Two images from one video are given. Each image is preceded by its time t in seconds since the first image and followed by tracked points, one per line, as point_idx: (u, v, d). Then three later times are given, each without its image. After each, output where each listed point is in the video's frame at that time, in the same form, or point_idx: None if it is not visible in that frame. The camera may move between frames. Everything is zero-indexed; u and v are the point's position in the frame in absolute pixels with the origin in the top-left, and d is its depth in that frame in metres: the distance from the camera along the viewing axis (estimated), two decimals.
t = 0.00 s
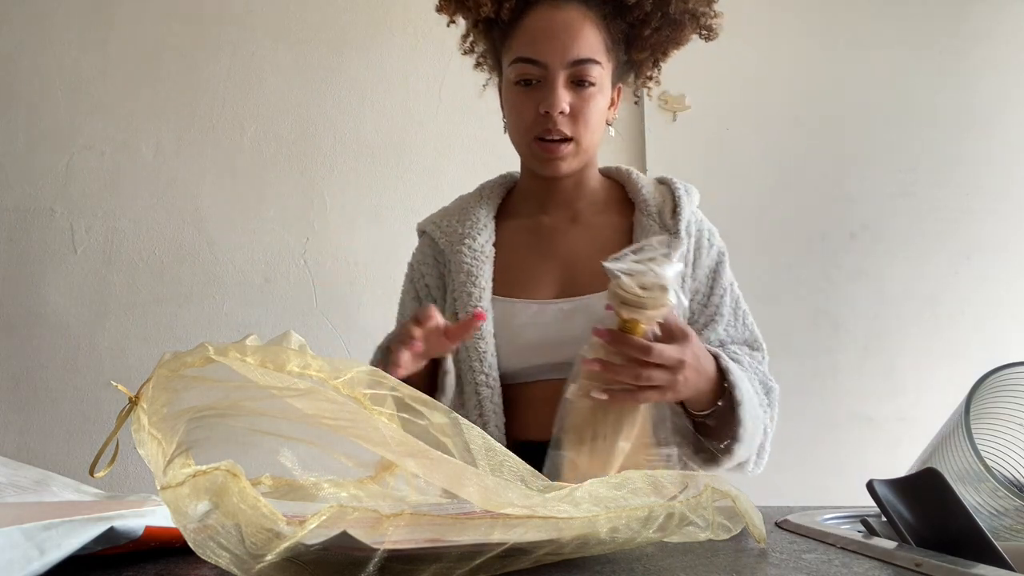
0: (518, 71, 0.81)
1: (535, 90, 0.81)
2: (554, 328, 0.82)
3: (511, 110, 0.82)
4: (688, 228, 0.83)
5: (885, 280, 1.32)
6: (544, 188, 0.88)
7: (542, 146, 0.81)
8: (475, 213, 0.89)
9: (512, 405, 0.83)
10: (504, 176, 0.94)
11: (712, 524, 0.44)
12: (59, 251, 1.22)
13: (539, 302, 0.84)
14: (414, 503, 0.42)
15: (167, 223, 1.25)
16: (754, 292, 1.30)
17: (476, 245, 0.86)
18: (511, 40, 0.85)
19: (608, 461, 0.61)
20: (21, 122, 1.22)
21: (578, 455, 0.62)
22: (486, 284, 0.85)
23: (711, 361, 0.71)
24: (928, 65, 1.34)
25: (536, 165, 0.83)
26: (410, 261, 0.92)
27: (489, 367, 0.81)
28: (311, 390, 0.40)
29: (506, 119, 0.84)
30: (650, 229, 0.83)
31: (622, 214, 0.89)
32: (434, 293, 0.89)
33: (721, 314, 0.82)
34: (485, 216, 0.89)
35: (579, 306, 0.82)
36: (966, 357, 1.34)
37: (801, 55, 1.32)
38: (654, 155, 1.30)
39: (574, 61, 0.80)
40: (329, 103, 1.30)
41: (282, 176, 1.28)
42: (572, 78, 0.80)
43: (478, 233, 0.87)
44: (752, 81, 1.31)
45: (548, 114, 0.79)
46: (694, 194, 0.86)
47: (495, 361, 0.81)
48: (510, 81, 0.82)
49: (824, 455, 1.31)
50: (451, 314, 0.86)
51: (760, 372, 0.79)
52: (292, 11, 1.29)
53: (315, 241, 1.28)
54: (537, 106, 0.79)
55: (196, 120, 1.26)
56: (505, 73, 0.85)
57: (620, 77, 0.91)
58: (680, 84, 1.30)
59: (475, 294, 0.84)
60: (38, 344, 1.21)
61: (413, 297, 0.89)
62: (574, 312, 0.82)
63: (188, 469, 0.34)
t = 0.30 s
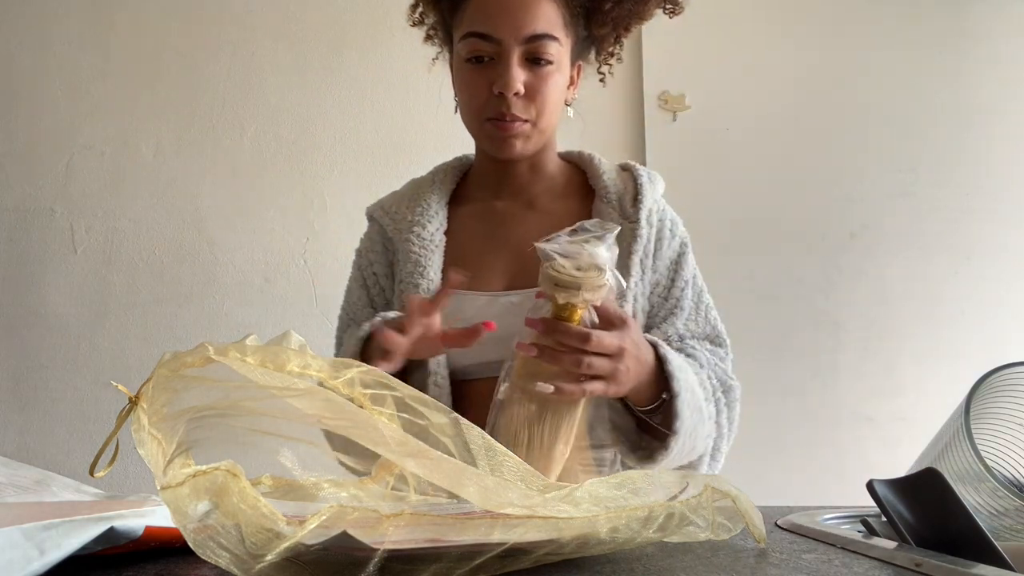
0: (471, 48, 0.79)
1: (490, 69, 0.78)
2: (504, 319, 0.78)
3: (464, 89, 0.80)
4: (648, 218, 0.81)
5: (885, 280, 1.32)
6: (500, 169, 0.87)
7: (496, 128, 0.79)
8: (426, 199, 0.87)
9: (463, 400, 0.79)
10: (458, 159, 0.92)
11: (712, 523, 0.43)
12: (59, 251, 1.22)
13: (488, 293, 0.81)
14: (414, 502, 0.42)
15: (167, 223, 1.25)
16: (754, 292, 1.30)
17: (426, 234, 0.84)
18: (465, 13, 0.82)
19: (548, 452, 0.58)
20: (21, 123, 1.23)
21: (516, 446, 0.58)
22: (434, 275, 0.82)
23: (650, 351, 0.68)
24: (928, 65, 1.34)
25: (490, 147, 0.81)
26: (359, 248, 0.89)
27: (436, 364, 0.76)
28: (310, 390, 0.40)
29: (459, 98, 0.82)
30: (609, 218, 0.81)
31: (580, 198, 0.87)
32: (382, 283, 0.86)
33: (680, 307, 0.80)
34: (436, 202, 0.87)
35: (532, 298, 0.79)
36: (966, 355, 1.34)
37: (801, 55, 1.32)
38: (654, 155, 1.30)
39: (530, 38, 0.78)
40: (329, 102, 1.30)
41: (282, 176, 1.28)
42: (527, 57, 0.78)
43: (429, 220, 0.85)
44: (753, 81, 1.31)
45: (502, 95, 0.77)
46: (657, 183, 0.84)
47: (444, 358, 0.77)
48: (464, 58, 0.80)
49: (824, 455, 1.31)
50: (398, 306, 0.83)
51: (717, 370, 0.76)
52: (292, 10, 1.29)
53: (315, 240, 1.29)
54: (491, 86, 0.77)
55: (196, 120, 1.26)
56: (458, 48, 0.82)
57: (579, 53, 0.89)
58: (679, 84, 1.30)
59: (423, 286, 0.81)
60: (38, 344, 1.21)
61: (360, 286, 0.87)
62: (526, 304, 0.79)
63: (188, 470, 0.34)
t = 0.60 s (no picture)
0: (439, 29, 0.78)
1: (460, 52, 0.78)
2: (464, 315, 0.80)
3: (431, 72, 0.79)
4: (619, 216, 0.82)
5: (885, 280, 1.32)
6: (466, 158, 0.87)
7: (465, 113, 0.79)
8: (386, 186, 0.86)
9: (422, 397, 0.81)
10: (421, 147, 0.92)
11: (712, 524, 0.43)
12: (59, 251, 1.22)
13: (452, 287, 0.82)
14: (414, 503, 0.41)
15: (167, 224, 1.25)
16: (754, 292, 1.30)
17: (385, 222, 0.83)
18: None
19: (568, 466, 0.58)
20: (21, 123, 1.23)
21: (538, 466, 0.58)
22: (394, 265, 0.82)
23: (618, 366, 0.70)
24: (929, 65, 1.34)
25: (457, 133, 0.81)
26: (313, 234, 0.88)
27: (388, 363, 0.78)
28: (308, 390, 0.39)
29: (425, 81, 0.81)
30: (580, 212, 0.82)
31: (547, 190, 0.88)
32: (336, 271, 0.85)
33: (648, 307, 0.82)
34: (396, 189, 0.86)
35: (497, 293, 0.80)
36: (967, 354, 1.33)
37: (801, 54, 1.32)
38: (655, 155, 1.30)
39: (501, 23, 0.78)
40: (330, 102, 1.30)
41: (282, 176, 1.28)
42: (497, 41, 0.78)
43: (389, 208, 0.84)
44: (753, 81, 1.31)
45: (471, 80, 0.77)
46: (627, 179, 0.86)
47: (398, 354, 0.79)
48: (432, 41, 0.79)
49: (824, 455, 1.31)
50: (351, 296, 0.82)
51: (683, 376, 0.78)
52: (293, 9, 1.29)
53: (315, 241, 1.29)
54: (461, 70, 0.77)
55: (196, 120, 1.26)
56: (425, 28, 0.81)
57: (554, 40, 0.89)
58: (679, 84, 1.30)
59: (380, 276, 0.80)
60: (39, 344, 1.21)
61: (313, 274, 0.86)
62: (492, 299, 0.80)
63: (189, 469, 0.34)
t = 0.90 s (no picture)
0: (438, 32, 0.78)
1: (458, 56, 0.78)
2: (452, 312, 0.80)
3: (428, 74, 0.79)
4: (605, 214, 0.84)
5: (885, 280, 1.32)
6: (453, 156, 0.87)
7: (461, 118, 0.79)
8: (371, 183, 0.85)
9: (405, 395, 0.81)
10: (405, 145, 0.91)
11: (712, 523, 0.43)
12: (59, 251, 1.22)
13: (439, 283, 0.82)
14: (414, 502, 0.42)
15: (167, 224, 1.25)
16: (754, 292, 1.30)
17: (371, 218, 0.83)
18: None
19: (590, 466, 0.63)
20: (21, 124, 1.23)
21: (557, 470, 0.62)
22: (380, 262, 0.81)
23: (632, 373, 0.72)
24: (929, 65, 1.34)
25: (450, 136, 0.81)
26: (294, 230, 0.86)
27: (375, 359, 0.78)
28: (308, 390, 0.39)
29: (420, 82, 0.81)
30: (566, 209, 0.84)
31: (532, 190, 0.89)
32: (319, 269, 0.84)
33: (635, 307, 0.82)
34: (382, 186, 0.86)
35: (485, 290, 0.81)
36: (967, 355, 1.33)
37: (801, 55, 1.32)
38: (655, 155, 1.30)
39: (501, 28, 0.77)
40: (330, 102, 1.30)
41: (282, 176, 1.28)
42: (497, 47, 0.78)
43: (375, 205, 0.84)
44: (753, 81, 1.31)
45: (471, 86, 0.77)
46: (613, 179, 0.87)
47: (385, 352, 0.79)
48: (429, 42, 0.79)
49: (824, 455, 1.31)
50: (337, 293, 0.82)
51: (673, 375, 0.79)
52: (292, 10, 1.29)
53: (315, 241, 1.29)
54: (459, 75, 0.77)
55: (196, 120, 1.26)
56: (421, 28, 0.80)
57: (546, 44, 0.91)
58: (679, 84, 1.30)
59: (367, 273, 0.80)
60: (39, 345, 1.21)
61: (295, 271, 0.84)
62: (480, 296, 0.81)
63: (189, 469, 0.34)
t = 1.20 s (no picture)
0: (444, 35, 0.77)
1: (463, 61, 0.78)
2: (451, 312, 0.81)
3: (433, 77, 0.79)
4: (602, 213, 0.84)
5: (885, 280, 1.32)
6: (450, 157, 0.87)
7: (465, 122, 0.79)
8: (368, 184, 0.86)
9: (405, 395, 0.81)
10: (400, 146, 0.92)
11: (712, 523, 0.43)
12: (59, 251, 1.22)
13: (438, 283, 0.82)
14: (414, 503, 0.41)
15: (167, 224, 1.25)
16: (753, 292, 1.30)
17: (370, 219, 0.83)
18: None
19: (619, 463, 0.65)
20: (20, 124, 1.23)
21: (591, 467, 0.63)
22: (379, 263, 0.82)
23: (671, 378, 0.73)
24: (929, 65, 1.34)
25: (453, 139, 0.81)
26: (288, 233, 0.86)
27: (376, 359, 0.78)
28: (309, 390, 0.39)
29: (424, 84, 0.80)
30: (563, 209, 0.84)
31: (528, 190, 0.90)
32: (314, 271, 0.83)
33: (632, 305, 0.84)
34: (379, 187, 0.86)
35: (484, 289, 0.82)
36: (967, 354, 1.33)
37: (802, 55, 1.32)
38: (655, 155, 1.30)
39: (508, 33, 0.77)
40: (329, 102, 1.30)
41: (282, 176, 1.28)
42: (503, 52, 0.78)
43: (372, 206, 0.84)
44: (753, 81, 1.31)
45: (477, 90, 0.77)
46: (608, 179, 0.88)
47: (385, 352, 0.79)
48: (433, 45, 0.79)
49: (824, 455, 1.31)
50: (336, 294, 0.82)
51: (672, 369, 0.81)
52: (292, 10, 1.29)
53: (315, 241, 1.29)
54: (466, 80, 0.77)
55: (197, 120, 1.26)
56: (425, 29, 0.80)
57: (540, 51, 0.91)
58: (679, 84, 1.30)
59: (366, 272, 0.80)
60: (39, 345, 1.21)
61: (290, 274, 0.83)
62: (479, 296, 0.81)
63: (189, 470, 0.34)
